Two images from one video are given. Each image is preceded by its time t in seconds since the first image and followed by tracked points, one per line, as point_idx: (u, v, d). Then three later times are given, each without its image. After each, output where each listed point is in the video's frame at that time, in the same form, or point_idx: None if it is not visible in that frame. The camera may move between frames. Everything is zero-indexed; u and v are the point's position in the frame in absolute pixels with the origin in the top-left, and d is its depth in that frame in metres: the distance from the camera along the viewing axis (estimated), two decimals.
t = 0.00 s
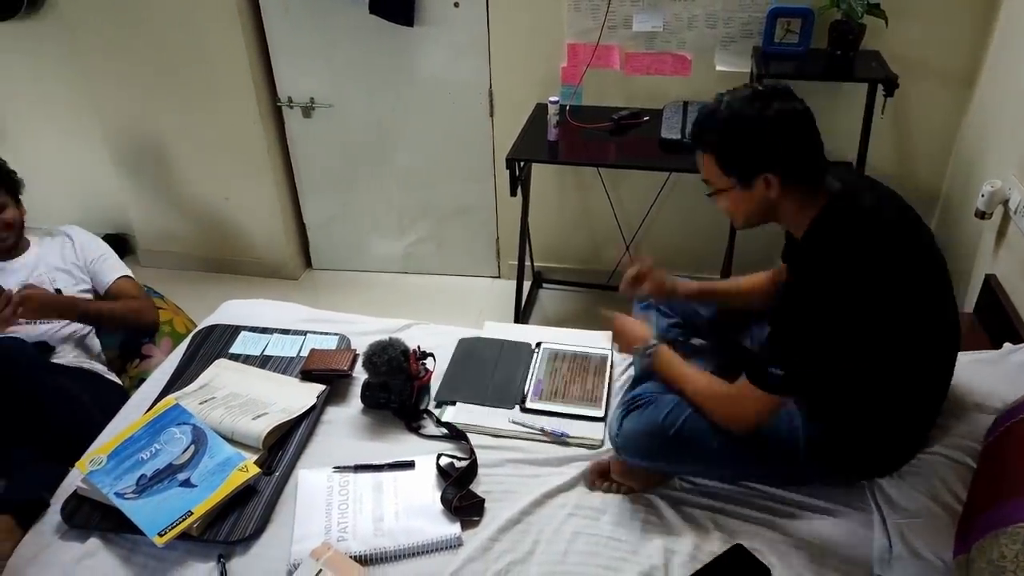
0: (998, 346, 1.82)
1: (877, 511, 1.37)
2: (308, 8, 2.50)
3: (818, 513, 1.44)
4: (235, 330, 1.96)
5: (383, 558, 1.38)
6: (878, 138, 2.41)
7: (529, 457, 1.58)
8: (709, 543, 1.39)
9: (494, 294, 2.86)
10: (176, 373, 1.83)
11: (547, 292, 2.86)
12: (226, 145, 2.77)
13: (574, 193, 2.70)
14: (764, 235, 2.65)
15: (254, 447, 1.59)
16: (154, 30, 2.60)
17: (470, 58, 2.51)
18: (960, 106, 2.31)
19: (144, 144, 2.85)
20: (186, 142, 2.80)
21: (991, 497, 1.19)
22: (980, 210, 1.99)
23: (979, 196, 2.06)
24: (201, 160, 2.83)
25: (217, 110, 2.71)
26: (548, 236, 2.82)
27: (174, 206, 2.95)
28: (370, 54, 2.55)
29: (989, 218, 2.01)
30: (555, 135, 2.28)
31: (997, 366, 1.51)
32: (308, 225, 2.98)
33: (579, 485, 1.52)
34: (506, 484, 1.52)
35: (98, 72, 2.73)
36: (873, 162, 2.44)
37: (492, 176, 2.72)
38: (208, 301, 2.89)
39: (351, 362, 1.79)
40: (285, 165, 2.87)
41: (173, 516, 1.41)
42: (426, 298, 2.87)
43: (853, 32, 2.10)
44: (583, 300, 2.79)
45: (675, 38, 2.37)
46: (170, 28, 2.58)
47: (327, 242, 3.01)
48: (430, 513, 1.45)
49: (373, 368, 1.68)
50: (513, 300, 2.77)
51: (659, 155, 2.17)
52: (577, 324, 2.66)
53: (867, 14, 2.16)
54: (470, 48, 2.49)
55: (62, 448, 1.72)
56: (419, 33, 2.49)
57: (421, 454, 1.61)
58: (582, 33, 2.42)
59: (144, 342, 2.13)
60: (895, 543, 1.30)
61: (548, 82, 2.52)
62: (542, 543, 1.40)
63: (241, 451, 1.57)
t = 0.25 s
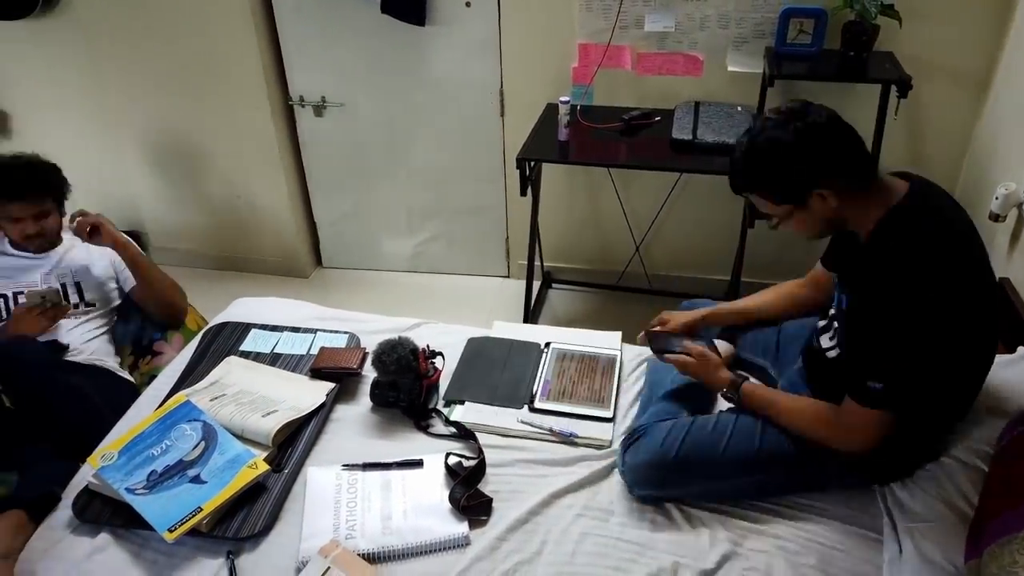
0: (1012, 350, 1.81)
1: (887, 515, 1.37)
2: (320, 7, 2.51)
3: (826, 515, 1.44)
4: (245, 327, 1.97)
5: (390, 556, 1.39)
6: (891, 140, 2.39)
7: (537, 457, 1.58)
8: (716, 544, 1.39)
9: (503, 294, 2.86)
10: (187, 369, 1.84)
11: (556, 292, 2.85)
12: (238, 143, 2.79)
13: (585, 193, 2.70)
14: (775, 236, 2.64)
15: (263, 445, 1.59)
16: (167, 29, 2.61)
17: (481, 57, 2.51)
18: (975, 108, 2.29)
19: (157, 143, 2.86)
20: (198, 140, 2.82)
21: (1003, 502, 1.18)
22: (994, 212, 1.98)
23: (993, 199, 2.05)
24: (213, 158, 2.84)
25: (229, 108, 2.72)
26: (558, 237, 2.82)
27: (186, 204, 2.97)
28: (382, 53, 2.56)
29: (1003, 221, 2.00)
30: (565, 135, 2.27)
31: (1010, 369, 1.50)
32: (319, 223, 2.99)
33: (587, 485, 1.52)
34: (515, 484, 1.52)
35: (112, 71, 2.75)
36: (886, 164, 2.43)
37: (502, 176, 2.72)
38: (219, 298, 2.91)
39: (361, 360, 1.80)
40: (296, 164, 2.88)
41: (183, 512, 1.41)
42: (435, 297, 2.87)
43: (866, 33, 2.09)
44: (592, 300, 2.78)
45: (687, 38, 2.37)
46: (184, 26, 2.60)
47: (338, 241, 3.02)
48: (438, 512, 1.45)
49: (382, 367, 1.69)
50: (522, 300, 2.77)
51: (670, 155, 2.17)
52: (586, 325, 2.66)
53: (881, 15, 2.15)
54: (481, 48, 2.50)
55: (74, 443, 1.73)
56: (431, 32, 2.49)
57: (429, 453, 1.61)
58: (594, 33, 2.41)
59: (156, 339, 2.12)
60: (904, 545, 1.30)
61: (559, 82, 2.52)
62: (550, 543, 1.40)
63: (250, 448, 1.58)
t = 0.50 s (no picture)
0: None
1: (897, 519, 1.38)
2: (333, 7, 2.52)
3: (836, 518, 1.43)
4: (256, 325, 1.98)
5: (398, 555, 1.39)
6: (904, 141, 2.37)
7: (546, 457, 1.58)
8: (727, 545, 1.39)
9: (513, 293, 2.86)
10: (199, 367, 1.86)
11: (566, 292, 2.85)
12: (250, 142, 2.80)
13: (595, 193, 2.70)
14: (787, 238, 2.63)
15: (273, 442, 1.60)
16: (181, 28, 2.63)
17: (493, 57, 2.51)
18: (990, 109, 2.27)
19: (170, 141, 2.88)
20: (211, 139, 2.84)
21: (1014, 505, 1.17)
22: (1008, 215, 1.96)
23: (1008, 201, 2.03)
24: (225, 156, 2.86)
25: (242, 107, 2.73)
26: (568, 237, 2.82)
27: (199, 202, 2.99)
28: (393, 53, 2.57)
29: (1017, 224, 1.98)
30: (576, 135, 2.27)
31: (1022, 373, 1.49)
32: (330, 222, 3.00)
33: (597, 486, 1.52)
34: (523, 484, 1.52)
35: (126, 69, 2.77)
36: (899, 166, 2.41)
37: (513, 176, 2.72)
38: (231, 296, 2.92)
39: (370, 358, 1.80)
40: (308, 162, 2.89)
41: (194, 508, 1.42)
42: (445, 296, 2.88)
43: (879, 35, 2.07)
44: (602, 301, 2.78)
45: (699, 38, 2.36)
46: (198, 25, 2.61)
47: (348, 240, 3.03)
48: (447, 511, 1.46)
49: (392, 366, 1.70)
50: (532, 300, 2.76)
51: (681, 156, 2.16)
52: (596, 325, 2.65)
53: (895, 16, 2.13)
54: (493, 48, 2.50)
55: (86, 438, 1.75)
56: (442, 32, 2.49)
57: (439, 452, 1.61)
58: (606, 33, 2.41)
59: (166, 336, 2.16)
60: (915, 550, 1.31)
61: (570, 82, 2.51)
62: (557, 543, 1.40)
63: (261, 445, 1.59)
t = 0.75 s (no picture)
0: None
1: (908, 525, 1.38)
2: (345, 6, 2.53)
3: (847, 522, 1.42)
4: (267, 323, 1.98)
5: (407, 553, 1.39)
6: (918, 143, 2.36)
7: (555, 457, 1.58)
8: (736, 546, 1.38)
9: (523, 294, 2.86)
10: (210, 364, 1.87)
11: (576, 293, 2.85)
12: (262, 141, 2.81)
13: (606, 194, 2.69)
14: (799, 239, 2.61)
15: (283, 439, 1.61)
16: (195, 26, 2.64)
17: (504, 57, 2.51)
18: (1005, 112, 2.25)
19: (183, 139, 2.90)
20: (223, 137, 2.85)
21: None
22: None
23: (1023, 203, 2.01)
24: (237, 154, 2.87)
25: (255, 106, 2.75)
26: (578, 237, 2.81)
27: (211, 200, 3.00)
28: (405, 52, 2.57)
29: None
30: (587, 136, 2.27)
31: None
32: (341, 220, 3.01)
33: (607, 487, 1.52)
34: (532, 484, 1.52)
35: (140, 67, 2.79)
36: (913, 168, 2.39)
37: (524, 176, 2.72)
38: (242, 294, 2.94)
39: (380, 357, 1.81)
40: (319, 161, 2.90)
41: (204, 504, 1.43)
42: (455, 296, 2.88)
43: (894, 36, 2.05)
44: (612, 302, 2.77)
45: (711, 39, 2.35)
46: (212, 24, 2.63)
47: (359, 238, 3.03)
48: (455, 511, 1.46)
49: (402, 365, 1.70)
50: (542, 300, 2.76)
51: (692, 157, 2.15)
52: (606, 326, 2.65)
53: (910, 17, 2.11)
54: (505, 48, 2.50)
55: (98, 434, 1.76)
56: (454, 31, 2.50)
57: (448, 451, 1.61)
58: (618, 33, 2.40)
59: (178, 333, 2.16)
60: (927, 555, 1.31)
61: (582, 82, 2.51)
62: (565, 543, 1.40)
63: (271, 443, 1.59)
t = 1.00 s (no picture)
0: None
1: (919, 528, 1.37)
2: (357, 5, 2.53)
3: (857, 526, 1.42)
4: (278, 321, 1.99)
5: (415, 552, 1.39)
6: (932, 145, 2.34)
7: (564, 457, 1.58)
8: (745, 548, 1.38)
9: (533, 293, 2.86)
10: (221, 360, 1.88)
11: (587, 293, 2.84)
12: (274, 139, 2.82)
13: (617, 194, 2.69)
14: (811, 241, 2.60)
15: (293, 437, 1.61)
16: (209, 25, 2.66)
17: (516, 56, 2.51)
18: (1021, 113, 2.23)
19: (195, 137, 2.91)
20: (235, 136, 2.86)
21: None
22: None
23: None
24: (249, 152, 2.88)
25: (267, 104, 2.76)
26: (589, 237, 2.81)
27: (223, 198, 3.02)
28: (417, 51, 2.58)
29: None
30: (599, 136, 2.27)
31: None
32: (352, 219, 3.01)
33: (615, 488, 1.52)
34: (541, 484, 1.52)
35: (154, 66, 2.81)
36: (927, 169, 2.38)
37: (535, 176, 2.72)
38: (253, 292, 2.95)
39: (390, 356, 1.81)
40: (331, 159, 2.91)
41: (214, 500, 1.44)
42: (466, 295, 2.88)
43: (909, 37, 2.04)
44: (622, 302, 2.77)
45: (724, 39, 2.34)
46: (226, 23, 2.64)
47: (370, 237, 3.04)
48: (464, 510, 1.46)
49: (411, 363, 1.71)
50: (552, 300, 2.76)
51: (704, 157, 2.15)
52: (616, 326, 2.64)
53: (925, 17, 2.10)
54: (516, 47, 2.50)
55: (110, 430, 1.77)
56: (466, 31, 2.50)
57: (457, 450, 1.62)
58: (630, 33, 2.40)
59: (189, 331, 2.17)
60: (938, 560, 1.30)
61: (594, 82, 2.51)
62: (573, 544, 1.40)
63: (281, 440, 1.60)
